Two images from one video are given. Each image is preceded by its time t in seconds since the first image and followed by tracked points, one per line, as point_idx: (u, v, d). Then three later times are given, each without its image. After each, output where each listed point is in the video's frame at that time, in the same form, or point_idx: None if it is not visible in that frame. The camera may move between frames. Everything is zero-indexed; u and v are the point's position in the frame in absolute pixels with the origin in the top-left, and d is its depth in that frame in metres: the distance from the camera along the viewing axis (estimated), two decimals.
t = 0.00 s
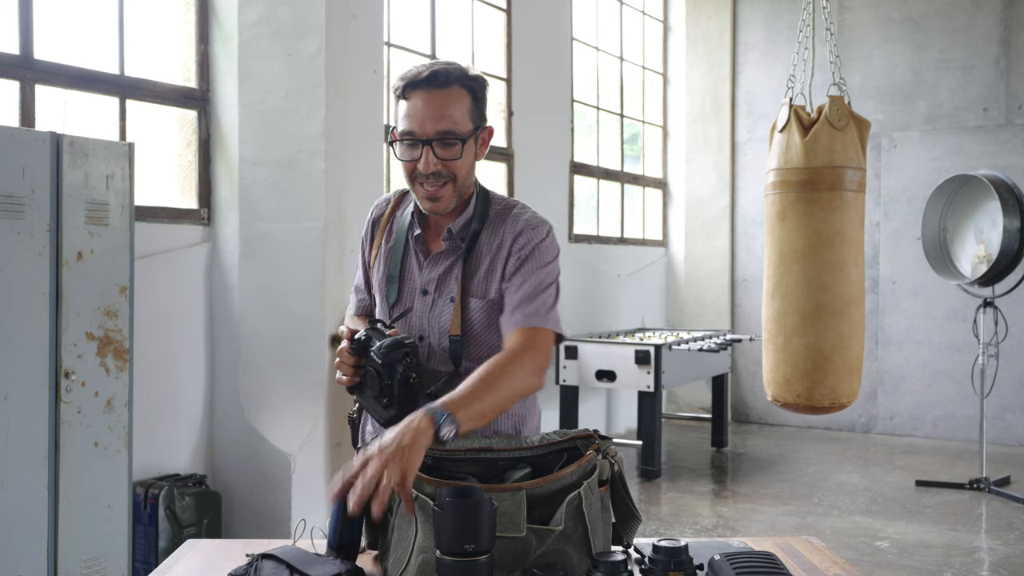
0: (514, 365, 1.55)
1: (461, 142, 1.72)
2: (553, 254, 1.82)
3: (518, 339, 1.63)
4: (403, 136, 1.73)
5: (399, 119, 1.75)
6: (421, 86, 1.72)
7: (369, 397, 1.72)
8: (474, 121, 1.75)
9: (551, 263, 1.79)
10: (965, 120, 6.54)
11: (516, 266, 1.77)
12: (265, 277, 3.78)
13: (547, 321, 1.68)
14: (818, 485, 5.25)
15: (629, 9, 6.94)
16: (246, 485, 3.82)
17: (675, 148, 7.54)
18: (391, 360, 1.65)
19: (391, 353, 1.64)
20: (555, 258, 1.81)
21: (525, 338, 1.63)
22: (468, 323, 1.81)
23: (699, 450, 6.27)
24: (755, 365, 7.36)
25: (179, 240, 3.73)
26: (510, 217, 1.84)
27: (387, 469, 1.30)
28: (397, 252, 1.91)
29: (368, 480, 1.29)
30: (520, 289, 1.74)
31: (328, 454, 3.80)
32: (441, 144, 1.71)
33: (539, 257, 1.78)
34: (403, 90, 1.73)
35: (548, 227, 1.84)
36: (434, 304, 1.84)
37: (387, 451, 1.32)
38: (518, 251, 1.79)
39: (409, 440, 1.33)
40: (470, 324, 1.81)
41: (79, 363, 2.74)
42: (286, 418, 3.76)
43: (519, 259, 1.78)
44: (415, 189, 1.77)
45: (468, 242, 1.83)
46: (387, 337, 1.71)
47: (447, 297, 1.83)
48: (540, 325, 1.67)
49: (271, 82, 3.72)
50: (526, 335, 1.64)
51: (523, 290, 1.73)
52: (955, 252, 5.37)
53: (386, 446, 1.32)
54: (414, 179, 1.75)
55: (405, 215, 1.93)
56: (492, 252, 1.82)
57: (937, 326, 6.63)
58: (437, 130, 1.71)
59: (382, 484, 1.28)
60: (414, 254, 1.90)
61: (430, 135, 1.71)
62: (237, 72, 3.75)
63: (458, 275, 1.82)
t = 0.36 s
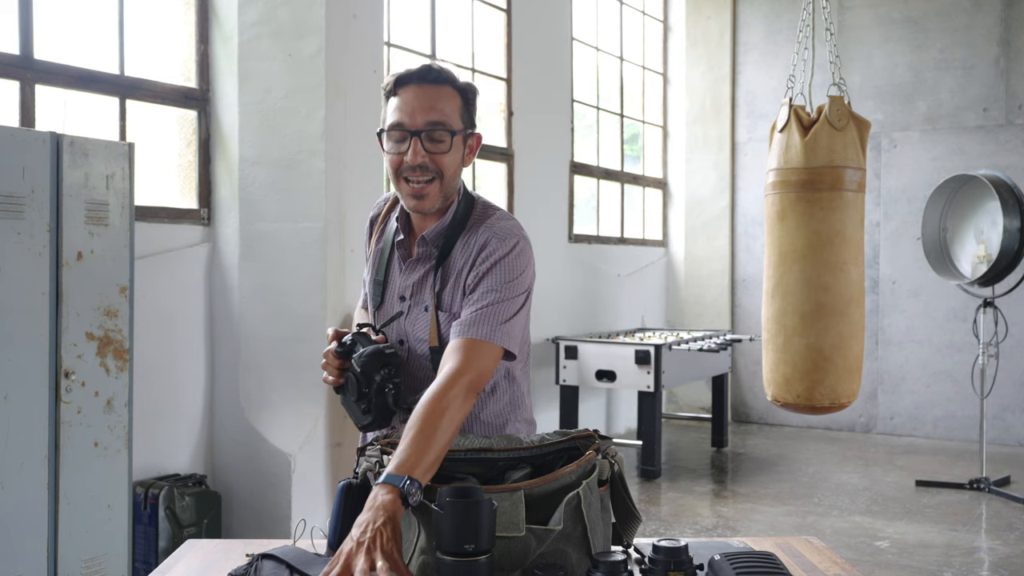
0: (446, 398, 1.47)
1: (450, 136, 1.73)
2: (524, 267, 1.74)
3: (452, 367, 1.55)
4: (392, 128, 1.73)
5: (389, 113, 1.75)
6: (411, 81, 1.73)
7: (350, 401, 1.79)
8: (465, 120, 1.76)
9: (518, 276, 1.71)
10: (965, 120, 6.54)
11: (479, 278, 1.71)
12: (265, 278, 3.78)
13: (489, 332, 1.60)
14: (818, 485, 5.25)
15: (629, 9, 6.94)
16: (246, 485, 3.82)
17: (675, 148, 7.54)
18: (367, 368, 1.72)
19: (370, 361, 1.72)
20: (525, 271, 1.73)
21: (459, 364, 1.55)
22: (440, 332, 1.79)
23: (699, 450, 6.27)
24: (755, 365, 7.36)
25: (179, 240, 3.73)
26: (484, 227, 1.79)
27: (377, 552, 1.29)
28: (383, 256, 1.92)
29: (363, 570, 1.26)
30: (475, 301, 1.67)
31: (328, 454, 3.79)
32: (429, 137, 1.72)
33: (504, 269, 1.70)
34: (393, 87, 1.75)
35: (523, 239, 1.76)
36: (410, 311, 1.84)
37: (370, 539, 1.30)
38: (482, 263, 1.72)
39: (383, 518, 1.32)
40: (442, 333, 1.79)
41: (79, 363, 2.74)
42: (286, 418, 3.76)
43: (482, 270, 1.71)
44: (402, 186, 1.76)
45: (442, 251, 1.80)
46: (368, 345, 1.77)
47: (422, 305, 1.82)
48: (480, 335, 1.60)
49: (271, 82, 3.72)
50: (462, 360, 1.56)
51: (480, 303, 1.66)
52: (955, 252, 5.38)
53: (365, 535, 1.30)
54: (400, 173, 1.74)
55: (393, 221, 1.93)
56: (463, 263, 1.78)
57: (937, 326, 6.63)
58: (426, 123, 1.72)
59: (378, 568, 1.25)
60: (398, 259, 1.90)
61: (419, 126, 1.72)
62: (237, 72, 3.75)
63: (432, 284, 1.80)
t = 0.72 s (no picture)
0: (440, 406, 1.46)
1: (453, 128, 1.72)
2: (519, 266, 1.73)
3: (446, 375, 1.54)
4: (393, 121, 1.73)
5: (389, 108, 1.75)
6: (412, 75, 1.73)
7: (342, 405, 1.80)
8: (465, 117, 1.77)
9: (512, 278, 1.70)
10: (965, 120, 6.55)
11: (472, 281, 1.71)
12: (265, 278, 3.78)
13: (483, 339, 1.60)
14: (818, 485, 5.25)
15: (629, 9, 6.94)
16: (246, 485, 3.82)
17: (675, 148, 7.54)
18: (354, 373, 1.74)
19: (357, 365, 1.73)
20: (518, 273, 1.71)
21: (453, 372, 1.54)
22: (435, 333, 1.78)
23: (699, 450, 6.27)
24: (755, 365, 7.36)
25: (179, 240, 3.73)
26: (476, 226, 1.78)
27: (379, 568, 1.28)
28: (380, 256, 1.92)
29: None
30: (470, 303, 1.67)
31: (328, 454, 3.79)
32: (432, 128, 1.72)
33: (497, 272, 1.70)
34: (393, 82, 1.75)
35: (516, 239, 1.75)
36: (407, 312, 1.83)
37: (371, 555, 1.29)
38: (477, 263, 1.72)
39: (385, 534, 1.31)
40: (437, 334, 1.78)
41: (79, 363, 2.74)
42: (286, 418, 3.76)
43: (475, 273, 1.70)
44: (402, 180, 1.75)
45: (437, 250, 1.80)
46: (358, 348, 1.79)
47: (418, 306, 1.82)
48: (474, 343, 1.59)
49: (271, 82, 3.72)
50: (455, 367, 1.55)
51: (476, 305, 1.66)
52: (955, 252, 5.38)
53: (366, 550, 1.29)
54: (400, 166, 1.73)
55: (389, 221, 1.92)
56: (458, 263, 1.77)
57: (937, 326, 6.64)
58: (428, 115, 1.71)
59: None
60: (394, 259, 1.90)
61: (422, 117, 1.71)
62: (237, 72, 3.75)
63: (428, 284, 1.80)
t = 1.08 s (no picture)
0: (453, 405, 1.46)
1: (431, 143, 1.68)
2: (531, 266, 1.74)
3: (458, 373, 1.54)
4: (377, 136, 1.71)
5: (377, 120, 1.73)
6: (395, 87, 1.69)
7: (357, 404, 1.79)
8: (449, 125, 1.71)
9: (525, 277, 1.71)
10: (965, 120, 6.55)
11: (485, 279, 1.72)
12: (265, 278, 3.78)
13: (497, 335, 1.61)
14: (818, 485, 5.25)
15: (629, 9, 6.94)
16: (246, 485, 3.82)
17: (675, 148, 7.53)
18: (374, 370, 1.72)
19: (376, 362, 1.72)
20: (531, 273, 1.73)
21: (465, 371, 1.54)
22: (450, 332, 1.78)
23: (699, 450, 6.27)
24: (755, 365, 7.36)
25: (179, 240, 3.73)
26: (488, 225, 1.80)
27: (390, 566, 1.28)
28: (388, 256, 1.92)
29: None
30: (483, 301, 1.68)
31: (328, 454, 3.79)
32: (410, 145, 1.68)
33: (510, 271, 1.71)
34: (381, 92, 1.72)
35: (528, 238, 1.76)
36: (418, 310, 1.84)
37: (383, 551, 1.29)
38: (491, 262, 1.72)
39: (397, 532, 1.31)
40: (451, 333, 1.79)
41: (79, 363, 2.74)
42: (286, 418, 3.76)
43: (489, 272, 1.71)
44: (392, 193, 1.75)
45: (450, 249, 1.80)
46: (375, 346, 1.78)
47: (430, 305, 1.82)
48: (488, 340, 1.60)
49: (271, 82, 3.72)
50: (468, 366, 1.56)
51: (490, 302, 1.66)
52: (955, 252, 5.38)
53: (379, 547, 1.30)
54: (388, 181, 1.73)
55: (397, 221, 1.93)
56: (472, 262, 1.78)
57: (937, 326, 6.64)
58: (407, 131, 1.68)
59: None
60: (403, 259, 1.90)
61: (399, 134, 1.68)
62: (237, 72, 3.75)
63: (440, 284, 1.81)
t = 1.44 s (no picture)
0: (451, 398, 1.47)
1: (432, 151, 1.68)
2: (532, 262, 1.74)
3: (457, 367, 1.55)
4: (375, 148, 1.71)
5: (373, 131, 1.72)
6: (390, 98, 1.68)
7: (359, 406, 1.78)
8: (447, 131, 1.71)
9: (526, 274, 1.72)
10: (965, 120, 6.55)
11: (486, 276, 1.72)
12: (265, 278, 3.78)
13: (497, 331, 1.61)
14: (818, 485, 5.25)
15: (629, 9, 6.94)
16: (246, 485, 3.82)
17: (675, 148, 7.53)
18: (378, 373, 1.72)
19: (378, 365, 1.72)
20: (532, 269, 1.73)
21: (464, 365, 1.55)
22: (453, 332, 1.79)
23: (699, 450, 6.27)
24: (755, 365, 7.36)
25: (179, 240, 3.73)
26: (490, 224, 1.79)
27: (381, 558, 1.27)
28: (388, 257, 1.92)
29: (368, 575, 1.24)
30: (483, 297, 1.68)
31: (328, 454, 3.79)
32: (410, 155, 1.68)
33: (512, 267, 1.71)
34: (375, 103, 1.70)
35: (530, 234, 1.76)
36: (421, 311, 1.84)
37: (375, 542, 1.28)
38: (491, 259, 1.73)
39: (388, 524, 1.30)
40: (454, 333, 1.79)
41: (79, 363, 2.74)
42: (286, 418, 3.75)
43: (490, 269, 1.71)
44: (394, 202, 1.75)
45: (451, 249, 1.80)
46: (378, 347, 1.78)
47: (432, 305, 1.82)
48: (487, 334, 1.60)
49: (271, 82, 3.72)
50: (467, 360, 1.57)
51: (490, 298, 1.66)
52: (955, 252, 5.38)
53: (370, 539, 1.29)
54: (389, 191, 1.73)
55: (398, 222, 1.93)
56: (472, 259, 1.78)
57: (937, 326, 6.64)
58: (407, 142, 1.67)
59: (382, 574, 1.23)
60: (404, 259, 1.90)
61: (400, 146, 1.68)
62: (237, 72, 3.75)
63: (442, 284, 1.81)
